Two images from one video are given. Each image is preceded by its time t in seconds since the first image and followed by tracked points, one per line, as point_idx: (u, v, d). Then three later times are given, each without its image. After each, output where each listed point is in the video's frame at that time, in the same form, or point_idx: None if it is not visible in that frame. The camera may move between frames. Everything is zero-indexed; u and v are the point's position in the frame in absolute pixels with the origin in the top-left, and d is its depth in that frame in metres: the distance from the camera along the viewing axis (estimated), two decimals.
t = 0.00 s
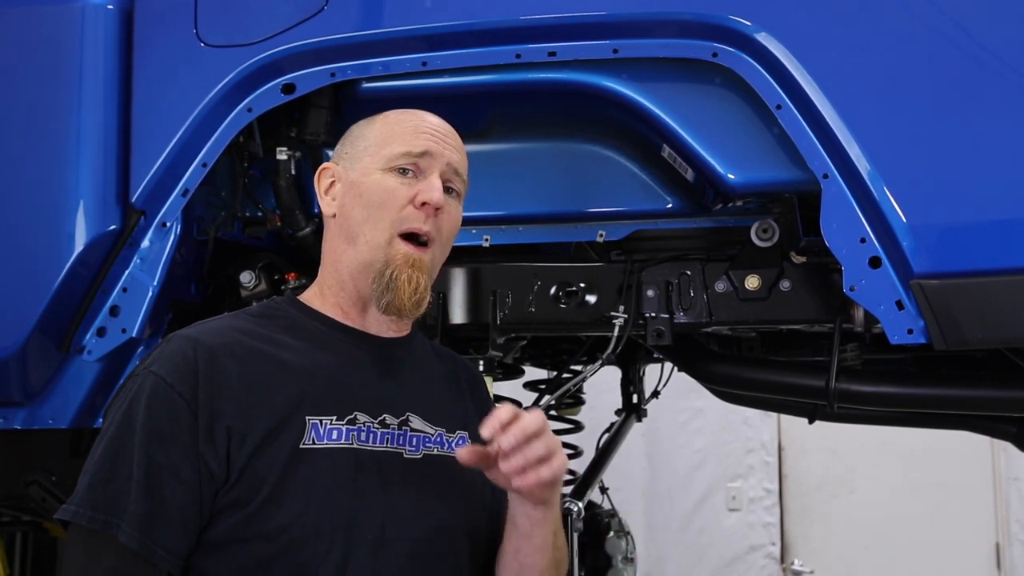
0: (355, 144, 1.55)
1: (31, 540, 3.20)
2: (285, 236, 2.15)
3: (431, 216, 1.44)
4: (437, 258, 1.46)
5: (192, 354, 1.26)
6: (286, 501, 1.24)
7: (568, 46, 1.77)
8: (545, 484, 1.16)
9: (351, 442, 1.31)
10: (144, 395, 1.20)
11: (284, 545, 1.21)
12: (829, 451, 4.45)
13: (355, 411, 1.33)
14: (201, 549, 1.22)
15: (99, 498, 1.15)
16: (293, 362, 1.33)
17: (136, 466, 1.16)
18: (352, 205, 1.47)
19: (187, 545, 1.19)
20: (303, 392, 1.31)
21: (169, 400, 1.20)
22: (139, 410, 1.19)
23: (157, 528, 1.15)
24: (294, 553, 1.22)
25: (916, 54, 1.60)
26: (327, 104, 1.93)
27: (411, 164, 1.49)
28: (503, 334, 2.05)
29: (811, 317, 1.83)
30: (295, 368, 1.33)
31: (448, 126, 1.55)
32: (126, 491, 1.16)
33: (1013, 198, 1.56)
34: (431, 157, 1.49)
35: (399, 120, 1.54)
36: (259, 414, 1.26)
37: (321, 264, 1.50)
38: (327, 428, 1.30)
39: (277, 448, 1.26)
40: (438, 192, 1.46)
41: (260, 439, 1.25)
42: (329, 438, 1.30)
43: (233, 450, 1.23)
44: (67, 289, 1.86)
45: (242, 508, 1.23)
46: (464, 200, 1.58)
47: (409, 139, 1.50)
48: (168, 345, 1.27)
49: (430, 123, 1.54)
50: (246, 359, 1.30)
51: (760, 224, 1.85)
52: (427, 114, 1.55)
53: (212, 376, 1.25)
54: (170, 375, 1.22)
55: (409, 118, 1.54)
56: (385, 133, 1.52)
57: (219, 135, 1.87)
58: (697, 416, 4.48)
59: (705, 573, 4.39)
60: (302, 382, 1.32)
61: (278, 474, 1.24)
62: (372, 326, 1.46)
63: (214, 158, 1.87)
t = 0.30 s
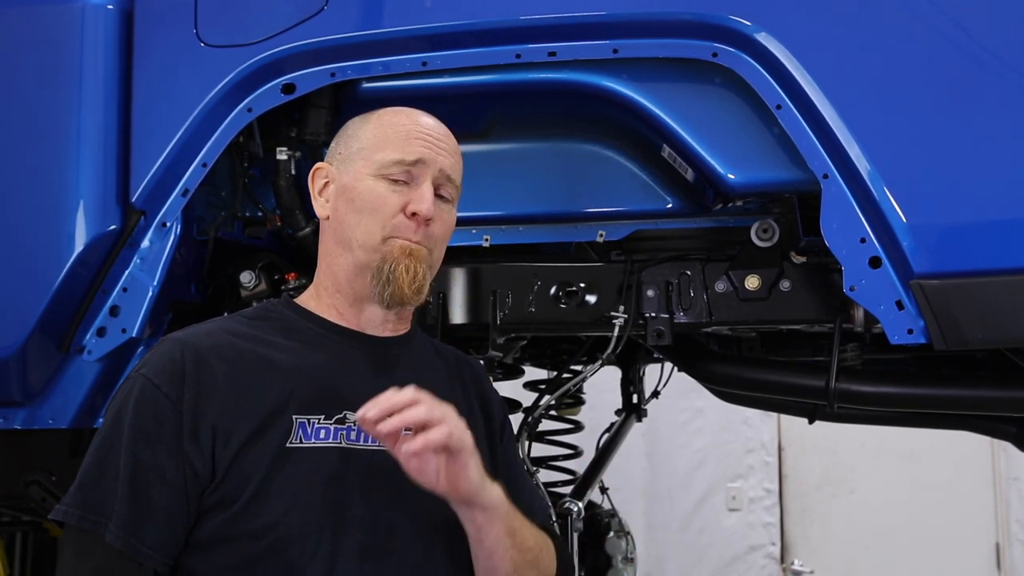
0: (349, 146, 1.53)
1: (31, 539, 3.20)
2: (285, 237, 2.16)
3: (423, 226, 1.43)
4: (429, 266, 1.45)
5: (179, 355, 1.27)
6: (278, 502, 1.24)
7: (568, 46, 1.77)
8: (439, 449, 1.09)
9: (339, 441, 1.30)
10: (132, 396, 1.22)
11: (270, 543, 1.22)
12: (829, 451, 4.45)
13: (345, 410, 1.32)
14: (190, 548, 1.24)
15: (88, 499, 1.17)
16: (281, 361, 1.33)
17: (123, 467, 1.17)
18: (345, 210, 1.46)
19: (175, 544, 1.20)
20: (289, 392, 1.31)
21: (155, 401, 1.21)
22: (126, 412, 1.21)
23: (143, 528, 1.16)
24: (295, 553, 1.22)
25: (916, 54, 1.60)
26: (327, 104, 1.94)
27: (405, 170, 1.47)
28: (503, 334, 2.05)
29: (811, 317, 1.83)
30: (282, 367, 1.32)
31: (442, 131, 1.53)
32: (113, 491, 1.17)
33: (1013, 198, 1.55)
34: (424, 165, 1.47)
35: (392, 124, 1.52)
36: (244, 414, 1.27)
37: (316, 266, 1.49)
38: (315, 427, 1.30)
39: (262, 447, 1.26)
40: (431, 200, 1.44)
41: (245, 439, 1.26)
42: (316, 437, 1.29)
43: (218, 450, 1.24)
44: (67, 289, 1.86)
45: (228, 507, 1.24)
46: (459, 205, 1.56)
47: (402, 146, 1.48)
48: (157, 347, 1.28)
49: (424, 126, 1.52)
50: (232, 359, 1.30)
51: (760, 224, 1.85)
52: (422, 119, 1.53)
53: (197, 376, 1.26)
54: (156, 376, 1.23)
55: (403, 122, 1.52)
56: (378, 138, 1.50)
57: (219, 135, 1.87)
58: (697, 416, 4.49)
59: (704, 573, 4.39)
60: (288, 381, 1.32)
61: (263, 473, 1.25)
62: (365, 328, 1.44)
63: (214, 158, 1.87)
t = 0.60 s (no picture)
0: (330, 147, 1.54)
1: (30, 540, 3.20)
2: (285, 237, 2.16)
3: (407, 215, 1.43)
4: (420, 255, 1.45)
5: (177, 357, 1.27)
6: (276, 503, 1.22)
7: (568, 46, 1.77)
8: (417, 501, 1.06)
9: (338, 443, 1.28)
10: (130, 398, 1.23)
11: (264, 547, 1.20)
12: (830, 451, 4.45)
13: (344, 412, 1.30)
14: (191, 549, 1.23)
15: (86, 499, 1.18)
16: (277, 362, 1.32)
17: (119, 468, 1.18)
18: (330, 209, 1.47)
19: (174, 544, 1.19)
20: (286, 392, 1.29)
21: (152, 402, 1.22)
22: (125, 413, 1.22)
23: (139, 529, 1.16)
24: (295, 555, 1.21)
25: (916, 53, 1.60)
26: (327, 104, 1.95)
27: (385, 163, 1.48)
28: (503, 334, 2.05)
29: (812, 316, 1.83)
30: (279, 368, 1.31)
31: (422, 120, 1.53)
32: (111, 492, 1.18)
33: (1013, 198, 1.56)
34: (404, 155, 1.48)
35: (371, 119, 1.52)
36: (240, 414, 1.26)
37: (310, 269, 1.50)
38: (313, 429, 1.28)
39: (257, 448, 1.25)
40: (413, 189, 1.44)
41: (241, 439, 1.24)
42: (315, 439, 1.27)
43: (214, 450, 1.23)
44: (67, 289, 1.86)
45: (225, 508, 1.23)
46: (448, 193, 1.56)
47: (381, 139, 1.48)
48: (156, 350, 1.28)
49: (403, 118, 1.52)
50: (229, 359, 1.30)
51: (760, 224, 1.84)
52: (399, 110, 1.53)
53: (194, 376, 1.26)
54: (154, 378, 1.24)
55: (381, 116, 1.53)
56: (357, 134, 1.51)
57: (219, 135, 1.87)
58: (698, 416, 4.49)
59: (705, 573, 4.39)
60: (284, 381, 1.30)
61: (258, 475, 1.23)
62: (365, 326, 1.43)
63: (214, 158, 1.88)
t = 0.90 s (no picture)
0: (321, 152, 1.51)
1: (30, 540, 3.20)
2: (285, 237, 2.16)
3: (400, 213, 1.39)
4: (420, 251, 1.41)
5: (194, 355, 1.23)
6: (291, 506, 1.20)
7: (568, 46, 1.77)
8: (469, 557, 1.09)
9: (355, 448, 1.25)
10: (146, 396, 1.19)
11: (282, 550, 1.18)
12: (830, 451, 4.45)
13: (360, 416, 1.28)
14: (202, 551, 1.20)
15: (99, 498, 1.15)
16: (295, 366, 1.28)
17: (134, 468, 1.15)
18: (325, 215, 1.44)
19: (187, 545, 1.17)
20: (304, 396, 1.26)
21: (168, 401, 1.18)
22: (140, 412, 1.18)
23: (154, 529, 1.13)
24: (312, 561, 1.18)
25: (917, 53, 1.60)
26: (327, 104, 1.94)
27: (373, 162, 1.44)
28: (503, 334, 2.05)
29: (811, 316, 1.83)
30: (297, 370, 1.28)
31: (408, 113, 1.48)
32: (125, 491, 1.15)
33: (1013, 198, 1.56)
34: (390, 152, 1.44)
35: (356, 119, 1.49)
36: (258, 417, 1.22)
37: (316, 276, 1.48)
38: (330, 433, 1.25)
39: (275, 452, 1.22)
40: (401, 186, 1.40)
41: (259, 442, 1.21)
42: (332, 443, 1.24)
43: (232, 453, 1.20)
44: (67, 289, 1.86)
45: (241, 511, 1.20)
46: (446, 183, 1.51)
47: (365, 139, 1.44)
48: (172, 346, 1.24)
49: (386, 115, 1.47)
50: (246, 360, 1.26)
51: (760, 224, 1.84)
52: (385, 106, 1.49)
53: (212, 377, 1.22)
54: (171, 376, 1.20)
55: (364, 115, 1.49)
56: (343, 137, 1.47)
57: (219, 135, 1.87)
58: (698, 416, 4.49)
59: (704, 573, 4.39)
60: (303, 385, 1.27)
61: (276, 479, 1.20)
62: (376, 326, 1.41)
63: (214, 158, 1.88)
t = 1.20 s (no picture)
0: (327, 152, 1.49)
1: (30, 540, 3.20)
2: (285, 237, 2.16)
3: (410, 213, 1.38)
4: (431, 250, 1.41)
5: (218, 356, 1.21)
6: (313, 510, 1.19)
7: (568, 46, 1.77)
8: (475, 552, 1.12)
9: (376, 449, 1.25)
10: (171, 397, 1.16)
11: (309, 554, 1.17)
12: (830, 451, 4.45)
13: (379, 417, 1.28)
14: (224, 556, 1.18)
15: (122, 501, 1.11)
16: (316, 368, 1.28)
17: (162, 471, 1.12)
18: (333, 216, 1.43)
19: (211, 550, 1.14)
20: (328, 399, 1.25)
21: (196, 403, 1.16)
22: (165, 413, 1.15)
23: (182, 534, 1.11)
24: (338, 564, 1.18)
25: (918, 53, 1.60)
26: (327, 104, 1.94)
27: (381, 162, 1.43)
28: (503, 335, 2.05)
29: (811, 316, 1.83)
30: (319, 372, 1.27)
31: (414, 112, 1.47)
32: (150, 495, 1.12)
33: (1014, 198, 1.55)
34: (398, 151, 1.42)
35: (362, 119, 1.47)
36: (284, 420, 1.21)
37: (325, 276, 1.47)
38: (352, 434, 1.24)
39: (301, 456, 1.21)
40: (410, 186, 1.39)
41: (287, 446, 1.20)
42: (355, 444, 1.24)
43: (259, 457, 1.18)
44: (67, 289, 1.86)
45: (266, 516, 1.18)
46: (453, 181, 1.50)
47: (372, 139, 1.43)
48: (194, 346, 1.22)
49: (393, 114, 1.46)
50: (270, 362, 1.25)
51: (760, 224, 1.84)
52: (391, 104, 1.47)
53: (237, 379, 1.21)
54: (197, 378, 1.17)
55: (371, 114, 1.47)
56: (349, 136, 1.45)
57: (218, 135, 1.87)
58: (698, 416, 4.49)
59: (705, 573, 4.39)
60: (326, 388, 1.26)
61: (304, 482, 1.19)
62: (388, 326, 1.40)
63: (214, 158, 1.87)
